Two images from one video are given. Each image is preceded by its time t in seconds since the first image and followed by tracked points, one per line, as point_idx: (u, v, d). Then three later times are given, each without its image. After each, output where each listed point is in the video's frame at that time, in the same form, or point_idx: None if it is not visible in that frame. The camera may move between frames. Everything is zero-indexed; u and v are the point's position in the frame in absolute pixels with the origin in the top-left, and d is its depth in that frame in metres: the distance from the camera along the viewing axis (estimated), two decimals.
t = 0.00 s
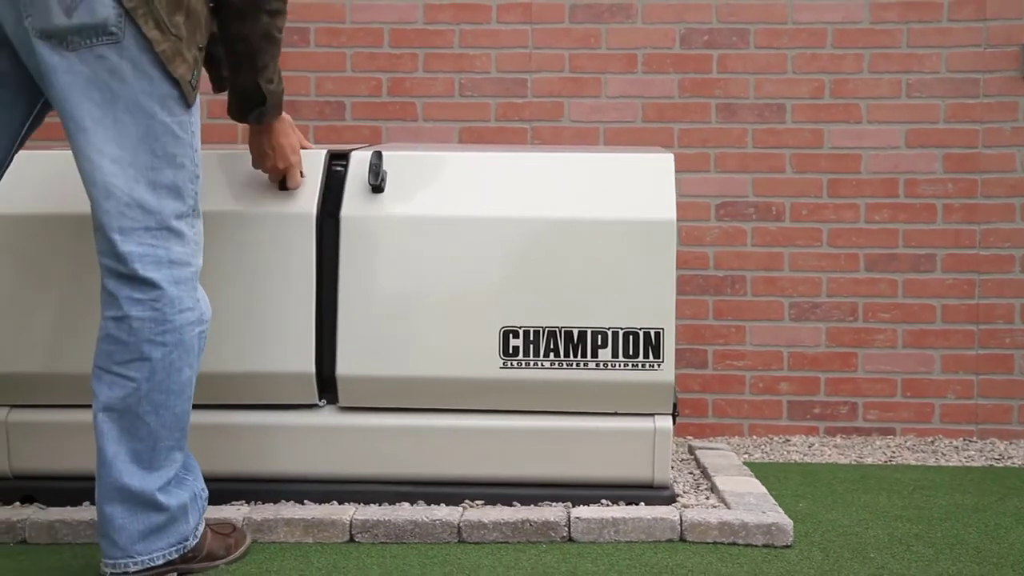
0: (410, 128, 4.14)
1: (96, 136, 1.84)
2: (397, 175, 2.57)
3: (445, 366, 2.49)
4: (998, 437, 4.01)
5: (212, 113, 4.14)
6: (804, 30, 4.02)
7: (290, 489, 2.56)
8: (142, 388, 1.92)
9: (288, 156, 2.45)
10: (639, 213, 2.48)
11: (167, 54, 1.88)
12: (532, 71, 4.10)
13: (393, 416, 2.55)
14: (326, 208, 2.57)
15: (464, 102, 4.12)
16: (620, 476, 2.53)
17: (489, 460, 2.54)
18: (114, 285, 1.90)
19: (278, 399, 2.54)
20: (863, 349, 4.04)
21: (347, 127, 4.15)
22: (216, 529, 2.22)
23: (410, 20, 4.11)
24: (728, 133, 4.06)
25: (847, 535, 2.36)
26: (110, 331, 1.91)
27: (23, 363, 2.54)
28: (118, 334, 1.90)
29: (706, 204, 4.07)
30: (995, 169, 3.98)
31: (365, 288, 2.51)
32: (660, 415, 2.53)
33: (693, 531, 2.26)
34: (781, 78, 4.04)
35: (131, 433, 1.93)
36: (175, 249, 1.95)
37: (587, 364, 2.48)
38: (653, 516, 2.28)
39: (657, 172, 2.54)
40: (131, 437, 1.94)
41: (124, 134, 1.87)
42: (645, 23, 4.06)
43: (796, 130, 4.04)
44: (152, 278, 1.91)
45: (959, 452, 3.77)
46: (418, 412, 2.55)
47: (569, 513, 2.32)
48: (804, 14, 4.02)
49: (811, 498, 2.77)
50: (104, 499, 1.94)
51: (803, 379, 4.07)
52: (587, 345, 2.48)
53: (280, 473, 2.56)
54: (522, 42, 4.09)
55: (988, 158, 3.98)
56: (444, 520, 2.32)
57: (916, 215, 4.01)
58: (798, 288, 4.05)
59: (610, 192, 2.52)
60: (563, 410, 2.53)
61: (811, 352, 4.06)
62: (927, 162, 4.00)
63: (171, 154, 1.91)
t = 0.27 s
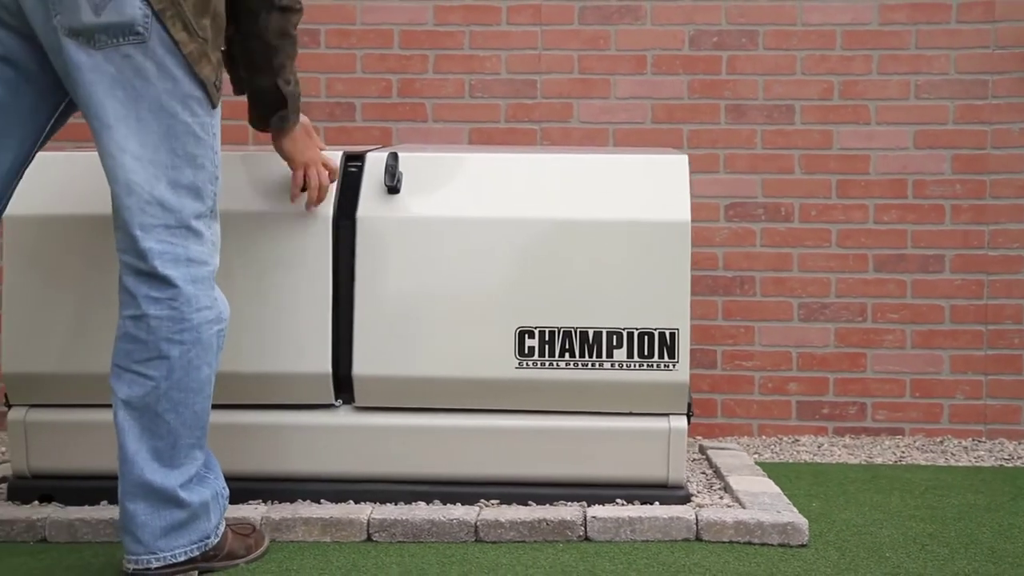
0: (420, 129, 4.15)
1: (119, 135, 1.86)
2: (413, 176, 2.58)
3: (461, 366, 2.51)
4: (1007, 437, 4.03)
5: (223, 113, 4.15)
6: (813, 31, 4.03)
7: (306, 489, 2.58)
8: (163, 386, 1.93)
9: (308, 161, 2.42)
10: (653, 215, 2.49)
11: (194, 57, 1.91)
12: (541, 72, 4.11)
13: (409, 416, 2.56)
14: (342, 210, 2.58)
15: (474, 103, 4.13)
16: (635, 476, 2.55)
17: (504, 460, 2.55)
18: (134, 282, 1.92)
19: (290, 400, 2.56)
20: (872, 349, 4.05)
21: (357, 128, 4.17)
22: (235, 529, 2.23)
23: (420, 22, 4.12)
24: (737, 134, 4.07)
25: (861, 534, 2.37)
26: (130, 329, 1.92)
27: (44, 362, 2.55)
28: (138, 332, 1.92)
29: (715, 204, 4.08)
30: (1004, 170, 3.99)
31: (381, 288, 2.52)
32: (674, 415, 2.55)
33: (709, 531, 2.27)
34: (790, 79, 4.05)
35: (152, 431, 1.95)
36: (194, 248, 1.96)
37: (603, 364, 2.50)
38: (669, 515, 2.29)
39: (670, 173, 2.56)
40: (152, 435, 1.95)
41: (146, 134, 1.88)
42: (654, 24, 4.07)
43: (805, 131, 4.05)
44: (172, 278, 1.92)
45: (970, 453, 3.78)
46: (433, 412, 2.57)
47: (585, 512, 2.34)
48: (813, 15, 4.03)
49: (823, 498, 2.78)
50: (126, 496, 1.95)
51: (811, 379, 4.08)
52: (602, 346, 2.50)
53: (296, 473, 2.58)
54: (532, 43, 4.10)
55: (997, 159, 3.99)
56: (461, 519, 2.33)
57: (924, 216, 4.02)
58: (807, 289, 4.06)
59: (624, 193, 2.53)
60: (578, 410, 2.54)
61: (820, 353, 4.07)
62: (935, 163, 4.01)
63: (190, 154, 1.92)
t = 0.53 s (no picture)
0: (430, 130, 4.17)
1: (142, 138, 1.88)
2: (429, 178, 2.60)
3: (476, 367, 2.52)
4: (1015, 438, 4.04)
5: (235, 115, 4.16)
6: (822, 33, 4.04)
7: (323, 489, 2.59)
8: (187, 387, 1.95)
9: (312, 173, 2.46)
10: (667, 216, 2.51)
11: (213, 61, 1.92)
12: (551, 74, 4.13)
13: (424, 416, 2.58)
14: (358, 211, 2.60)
15: (484, 105, 4.15)
16: (649, 476, 2.56)
17: (519, 460, 2.57)
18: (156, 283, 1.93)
19: (304, 399, 2.57)
20: (880, 349, 4.06)
21: (368, 129, 4.18)
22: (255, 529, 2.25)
23: (430, 23, 4.14)
24: (746, 136, 4.09)
25: (875, 534, 2.38)
26: (153, 331, 1.94)
27: (62, 362, 2.57)
28: (161, 333, 1.93)
29: (724, 206, 4.10)
30: (1013, 172, 4.00)
31: (397, 288, 2.54)
32: (689, 416, 2.56)
33: (724, 530, 2.29)
34: (799, 80, 4.06)
35: (174, 431, 1.96)
36: (216, 250, 1.98)
37: (618, 365, 2.51)
38: (685, 514, 2.31)
39: (685, 175, 2.57)
40: (175, 434, 1.97)
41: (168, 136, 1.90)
42: (663, 26, 4.09)
43: (814, 133, 4.06)
44: (194, 279, 1.93)
45: (980, 454, 3.80)
46: (448, 412, 2.58)
47: (601, 512, 2.35)
48: (822, 17, 4.04)
49: (836, 498, 2.79)
50: (150, 495, 1.97)
51: (820, 380, 4.10)
52: (617, 346, 2.51)
53: (312, 473, 2.59)
54: (542, 45, 4.12)
55: (1006, 160, 4.00)
56: (478, 518, 2.34)
57: (933, 217, 4.03)
58: (815, 289, 4.07)
59: (638, 195, 2.55)
60: (592, 410, 2.56)
61: (829, 353, 4.08)
62: (944, 165, 4.03)
63: (212, 155, 1.94)
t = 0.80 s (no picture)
0: (441, 131, 4.18)
1: (117, 151, 1.88)
2: (445, 179, 2.61)
3: (492, 366, 2.53)
4: None
5: (246, 116, 4.18)
6: (831, 34, 4.06)
7: (339, 488, 2.61)
8: (194, 390, 1.96)
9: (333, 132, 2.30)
10: (681, 217, 2.52)
11: (158, 51, 1.87)
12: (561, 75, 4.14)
13: (440, 416, 2.59)
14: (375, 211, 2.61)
15: (494, 106, 4.16)
16: (664, 475, 2.58)
17: (535, 459, 2.58)
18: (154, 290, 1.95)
19: (321, 400, 2.59)
20: (890, 350, 4.08)
21: (378, 130, 4.19)
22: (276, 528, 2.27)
23: (441, 25, 4.15)
24: (756, 137, 4.10)
25: (890, 534, 2.40)
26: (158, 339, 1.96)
27: (81, 363, 2.59)
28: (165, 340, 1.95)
29: (734, 206, 4.11)
30: (1022, 173, 4.02)
31: (413, 288, 2.55)
32: (703, 415, 2.57)
33: (740, 530, 2.30)
34: (809, 82, 4.08)
35: (185, 435, 1.98)
36: (208, 248, 1.98)
37: (633, 364, 2.53)
38: (701, 514, 2.32)
39: (699, 176, 2.59)
40: (190, 439, 1.99)
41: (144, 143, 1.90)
42: (673, 27, 4.10)
43: (824, 134, 4.08)
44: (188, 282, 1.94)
45: (991, 454, 3.82)
46: (464, 412, 2.59)
47: (617, 511, 2.37)
48: (831, 18, 4.06)
49: (848, 498, 2.80)
50: (172, 497, 2.00)
51: (830, 380, 4.11)
52: (632, 346, 2.53)
53: (329, 472, 2.61)
54: (552, 46, 4.13)
55: (1015, 161, 4.02)
56: (495, 518, 2.36)
57: (942, 218, 4.04)
58: (825, 290, 4.09)
59: (653, 196, 2.56)
60: (607, 410, 2.57)
61: (838, 354, 4.09)
62: (953, 165, 4.04)
63: (190, 154, 1.93)
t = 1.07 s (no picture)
0: (448, 132, 4.19)
1: None
2: (456, 180, 2.62)
3: (504, 366, 2.55)
4: None
5: (255, 117, 4.19)
6: (838, 36, 4.07)
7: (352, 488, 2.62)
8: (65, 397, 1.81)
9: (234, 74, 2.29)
10: (691, 219, 2.53)
11: None
12: (569, 76, 4.15)
13: (452, 416, 2.60)
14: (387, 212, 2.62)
15: (502, 107, 4.17)
16: (675, 475, 2.59)
17: (546, 459, 2.59)
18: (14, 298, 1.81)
19: (334, 399, 2.60)
20: (896, 351, 4.09)
21: (386, 131, 4.20)
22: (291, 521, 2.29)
23: (449, 26, 4.16)
24: (763, 138, 4.11)
25: (900, 534, 2.41)
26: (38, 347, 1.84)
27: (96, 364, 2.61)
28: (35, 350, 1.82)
29: (741, 207, 4.12)
30: None
31: (425, 289, 2.56)
32: (714, 415, 2.58)
33: (752, 530, 2.31)
34: (816, 83, 4.09)
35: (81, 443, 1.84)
36: (51, 251, 1.79)
37: (644, 365, 2.54)
38: (713, 514, 2.33)
39: (710, 177, 2.60)
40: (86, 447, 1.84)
41: None
42: (680, 29, 4.11)
43: (831, 135, 4.09)
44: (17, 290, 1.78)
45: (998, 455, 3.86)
46: (476, 412, 2.60)
47: (629, 511, 2.38)
48: (838, 20, 4.07)
49: (858, 498, 2.81)
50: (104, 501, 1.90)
51: (837, 381, 4.12)
52: (644, 347, 2.54)
53: (341, 472, 2.62)
54: (560, 47, 4.14)
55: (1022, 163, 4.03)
56: (507, 518, 2.37)
57: (948, 219, 4.05)
58: (832, 291, 4.10)
59: (663, 197, 2.57)
60: (619, 410, 2.58)
61: (845, 354, 4.10)
62: (960, 167, 4.05)
63: (27, 153, 1.79)
